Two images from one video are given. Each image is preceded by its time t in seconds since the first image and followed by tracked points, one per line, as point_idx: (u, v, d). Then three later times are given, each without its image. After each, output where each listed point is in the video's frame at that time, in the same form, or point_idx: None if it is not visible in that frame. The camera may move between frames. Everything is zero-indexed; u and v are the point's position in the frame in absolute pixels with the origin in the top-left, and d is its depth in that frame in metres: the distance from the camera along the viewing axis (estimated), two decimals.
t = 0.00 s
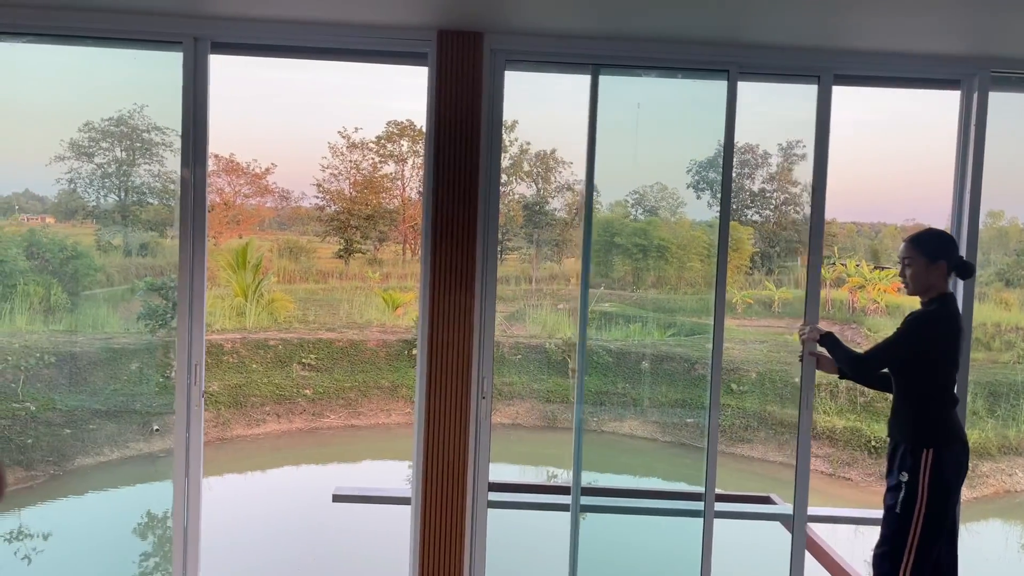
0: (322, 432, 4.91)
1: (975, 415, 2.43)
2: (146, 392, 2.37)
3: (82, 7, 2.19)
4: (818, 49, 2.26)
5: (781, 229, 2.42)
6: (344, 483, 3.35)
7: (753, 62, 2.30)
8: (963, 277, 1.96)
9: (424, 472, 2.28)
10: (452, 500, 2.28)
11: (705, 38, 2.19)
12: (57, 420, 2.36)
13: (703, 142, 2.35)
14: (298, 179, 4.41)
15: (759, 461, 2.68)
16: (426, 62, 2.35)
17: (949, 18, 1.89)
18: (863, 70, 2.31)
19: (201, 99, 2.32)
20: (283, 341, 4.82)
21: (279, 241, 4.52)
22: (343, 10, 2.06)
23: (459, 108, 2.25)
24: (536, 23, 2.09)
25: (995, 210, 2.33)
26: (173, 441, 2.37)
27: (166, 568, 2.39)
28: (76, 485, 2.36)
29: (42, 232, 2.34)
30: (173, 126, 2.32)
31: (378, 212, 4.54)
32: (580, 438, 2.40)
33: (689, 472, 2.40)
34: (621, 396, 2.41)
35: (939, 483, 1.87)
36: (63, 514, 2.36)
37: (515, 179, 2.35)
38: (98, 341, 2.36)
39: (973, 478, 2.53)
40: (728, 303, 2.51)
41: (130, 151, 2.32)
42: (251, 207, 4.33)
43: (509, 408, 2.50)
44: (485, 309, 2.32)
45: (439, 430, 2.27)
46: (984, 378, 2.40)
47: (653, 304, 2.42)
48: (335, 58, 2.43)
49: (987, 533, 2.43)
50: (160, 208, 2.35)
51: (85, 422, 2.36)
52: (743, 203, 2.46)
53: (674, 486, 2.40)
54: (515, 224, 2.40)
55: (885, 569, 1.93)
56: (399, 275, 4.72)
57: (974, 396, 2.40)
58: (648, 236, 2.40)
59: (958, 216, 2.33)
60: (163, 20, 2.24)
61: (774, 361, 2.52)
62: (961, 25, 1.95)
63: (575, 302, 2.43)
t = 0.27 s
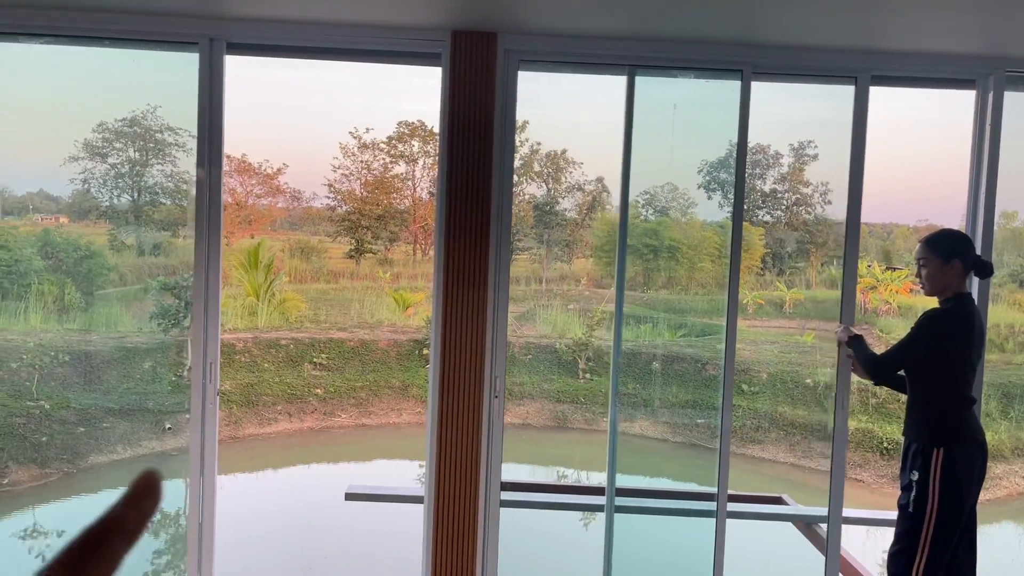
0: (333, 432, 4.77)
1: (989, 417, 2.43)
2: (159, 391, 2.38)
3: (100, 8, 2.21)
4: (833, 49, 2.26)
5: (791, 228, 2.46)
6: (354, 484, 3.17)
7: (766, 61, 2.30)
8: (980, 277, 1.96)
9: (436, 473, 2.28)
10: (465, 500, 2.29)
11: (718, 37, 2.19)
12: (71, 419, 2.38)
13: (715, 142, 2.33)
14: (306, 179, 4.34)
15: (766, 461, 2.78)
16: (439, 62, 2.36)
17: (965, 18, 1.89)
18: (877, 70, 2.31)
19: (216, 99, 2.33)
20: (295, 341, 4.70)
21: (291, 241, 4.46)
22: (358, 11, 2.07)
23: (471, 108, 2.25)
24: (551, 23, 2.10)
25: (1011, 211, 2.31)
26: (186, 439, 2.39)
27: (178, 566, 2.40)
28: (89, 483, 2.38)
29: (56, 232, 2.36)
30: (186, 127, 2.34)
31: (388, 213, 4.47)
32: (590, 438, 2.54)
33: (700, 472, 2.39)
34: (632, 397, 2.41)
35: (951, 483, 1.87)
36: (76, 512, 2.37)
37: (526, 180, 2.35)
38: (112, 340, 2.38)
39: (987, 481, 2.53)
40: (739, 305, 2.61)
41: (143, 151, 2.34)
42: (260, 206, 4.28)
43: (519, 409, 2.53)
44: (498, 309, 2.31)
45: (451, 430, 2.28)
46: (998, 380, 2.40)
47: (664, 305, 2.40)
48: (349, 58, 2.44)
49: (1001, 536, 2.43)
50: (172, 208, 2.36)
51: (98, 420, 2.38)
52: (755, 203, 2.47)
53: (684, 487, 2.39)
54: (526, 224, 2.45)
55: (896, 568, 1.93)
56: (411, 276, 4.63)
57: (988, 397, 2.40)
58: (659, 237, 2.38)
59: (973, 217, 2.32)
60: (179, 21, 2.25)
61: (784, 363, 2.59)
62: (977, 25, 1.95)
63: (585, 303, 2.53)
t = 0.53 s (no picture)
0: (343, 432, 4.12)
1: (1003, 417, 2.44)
2: (171, 390, 2.40)
3: (115, 8, 2.22)
4: (847, 47, 2.25)
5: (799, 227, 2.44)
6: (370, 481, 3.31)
7: (781, 60, 2.29)
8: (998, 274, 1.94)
9: (448, 471, 2.29)
10: (478, 498, 2.30)
11: (733, 35, 2.18)
12: (84, 417, 2.39)
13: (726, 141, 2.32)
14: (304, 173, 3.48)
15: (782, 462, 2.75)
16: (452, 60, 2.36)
17: (982, 15, 1.88)
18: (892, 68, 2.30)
19: (229, 98, 2.34)
20: (304, 340, 3.96)
21: (301, 241, 3.70)
22: (372, 9, 2.07)
23: (482, 107, 2.25)
24: (566, 21, 2.09)
25: None
26: (199, 436, 2.42)
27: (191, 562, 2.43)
28: (101, 480, 2.40)
29: (67, 231, 2.37)
30: (197, 126, 2.34)
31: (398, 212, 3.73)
32: (599, 436, 2.67)
33: (712, 472, 2.39)
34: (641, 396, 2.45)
35: (964, 481, 1.87)
36: (88, 509, 2.39)
37: (536, 178, 2.34)
38: (124, 338, 2.39)
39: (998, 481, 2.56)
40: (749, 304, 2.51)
41: (154, 150, 2.35)
42: (270, 207, 3.50)
43: (529, 407, 2.42)
44: (509, 308, 2.32)
45: (462, 429, 2.29)
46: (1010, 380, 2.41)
47: (674, 305, 2.40)
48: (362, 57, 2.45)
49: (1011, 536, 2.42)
50: (182, 207, 2.37)
51: (110, 418, 2.40)
52: (765, 202, 2.44)
53: (695, 486, 2.39)
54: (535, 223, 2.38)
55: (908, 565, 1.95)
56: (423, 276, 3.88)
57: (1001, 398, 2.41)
58: (669, 236, 2.38)
59: (988, 215, 2.32)
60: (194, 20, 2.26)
61: (793, 361, 2.62)
62: (994, 22, 1.94)
63: (593, 303, 2.49)
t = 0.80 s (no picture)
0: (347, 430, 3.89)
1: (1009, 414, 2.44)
2: (178, 388, 2.40)
3: (122, 6, 2.22)
4: (855, 45, 2.24)
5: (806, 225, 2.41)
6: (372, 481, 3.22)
7: (788, 57, 2.28)
8: (1012, 271, 1.93)
9: (455, 470, 2.30)
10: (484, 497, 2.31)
11: (741, 33, 2.18)
12: (91, 415, 2.40)
13: (734, 139, 2.33)
14: (309, 176, 3.29)
15: (789, 460, 2.75)
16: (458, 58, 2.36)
17: (993, 12, 1.87)
18: (901, 66, 2.29)
19: (236, 96, 2.34)
20: (312, 337, 3.77)
21: (307, 239, 3.46)
22: (380, 8, 2.07)
23: (488, 104, 2.25)
24: (573, 18, 2.09)
25: None
26: (206, 434, 2.41)
27: (198, 561, 2.43)
28: (109, 478, 2.40)
29: (74, 229, 2.38)
30: (204, 125, 2.35)
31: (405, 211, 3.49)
32: (608, 437, 2.52)
33: (719, 470, 2.38)
34: (647, 394, 2.45)
35: (977, 479, 1.87)
36: (96, 507, 2.40)
37: (542, 176, 2.34)
38: (131, 336, 2.39)
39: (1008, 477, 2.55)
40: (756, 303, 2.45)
41: (161, 149, 2.35)
42: (277, 205, 3.26)
43: (534, 406, 2.39)
44: (516, 307, 2.32)
45: (470, 428, 2.29)
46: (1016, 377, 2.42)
47: (681, 303, 2.39)
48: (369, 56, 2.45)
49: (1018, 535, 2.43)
50: (189, 206, 2.37)
51: (118, 416, 2.40)
52: (771, 200, 2.39)
53: (702, 484, 2.39)
54: (541, 221, 2.36)
55: (920, 563, 1.95)
56: (428, 273, 3.63)
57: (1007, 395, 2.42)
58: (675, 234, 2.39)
59: (994, 213, 2.34)
60: (202, 18, 2.26)
61: (800, 359, 2.53)
62: (1004, 19, 1.93)
63: (601, 301, 2.43)
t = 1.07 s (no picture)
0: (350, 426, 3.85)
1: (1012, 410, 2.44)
2: (181, 386, 2.40)
3: (123, 4, 2.22)
4: (856, 41, 2.23)
5: (810, 222, 2.41)
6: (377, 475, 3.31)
7: (789, 53, 2.28)
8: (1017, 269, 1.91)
9: (455, 468, 2.30)
10: (483, 495, 2.31)
11: (741, 29, 2.18)
12: (94, 413, 2.40)
13: (736, 136, 2.33)
14: (310, 173, 3.20)
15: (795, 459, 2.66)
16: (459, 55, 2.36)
17: (993, 8, 1.87)
18: (901, 61, 2.29)
19: (237, 94, 2.34)
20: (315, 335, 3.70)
21: (309, 237, 3.37)
22: (382, 5, 2.07)
23: (488, 102, 2.24)
24: (573, 15, 2.09)
25: None
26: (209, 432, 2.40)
27: (200, 558, 2.43)
28: (112, 475, 2.40)
29: (77, 227, 2.38)
30: (205, 123, 2.35)
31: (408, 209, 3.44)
32: (608, 434, 2.47)
33: (720, 468, 2.39)
34: (649, 390, 2.45)
35: (983, 477, 1.87)
36: (99, 505, 2.40)
37: (544, 174, 2.34)
38: (134, 334, 2.40)
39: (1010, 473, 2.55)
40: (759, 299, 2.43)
41: (164, 147, 2.35)
42: (280, 203, 3.19)
43: (537, 403, 2.39)
44: (516, 305, 2.32)
45: (471, 426, 2.29)
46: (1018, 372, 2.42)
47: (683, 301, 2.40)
48: (370, 52, 2.44)
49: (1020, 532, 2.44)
50: (192, 203, 2.37)
51: (121, 413, 2.40)
52: (774, 196, 2.38)
53: (704, 481, 2.40)
54: (544, 218, 2.36)
55: (925, 559, 1.95)
56: (431, 270, 3.54)
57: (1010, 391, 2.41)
58: (678, 231, 2.39)
59: (997, 211, 2.33)
60: (201, 15, 2.26)
61: (804, 356, 2.48)
62: (1005, 15, 1.93)
63: (604, 298, 2.42)
